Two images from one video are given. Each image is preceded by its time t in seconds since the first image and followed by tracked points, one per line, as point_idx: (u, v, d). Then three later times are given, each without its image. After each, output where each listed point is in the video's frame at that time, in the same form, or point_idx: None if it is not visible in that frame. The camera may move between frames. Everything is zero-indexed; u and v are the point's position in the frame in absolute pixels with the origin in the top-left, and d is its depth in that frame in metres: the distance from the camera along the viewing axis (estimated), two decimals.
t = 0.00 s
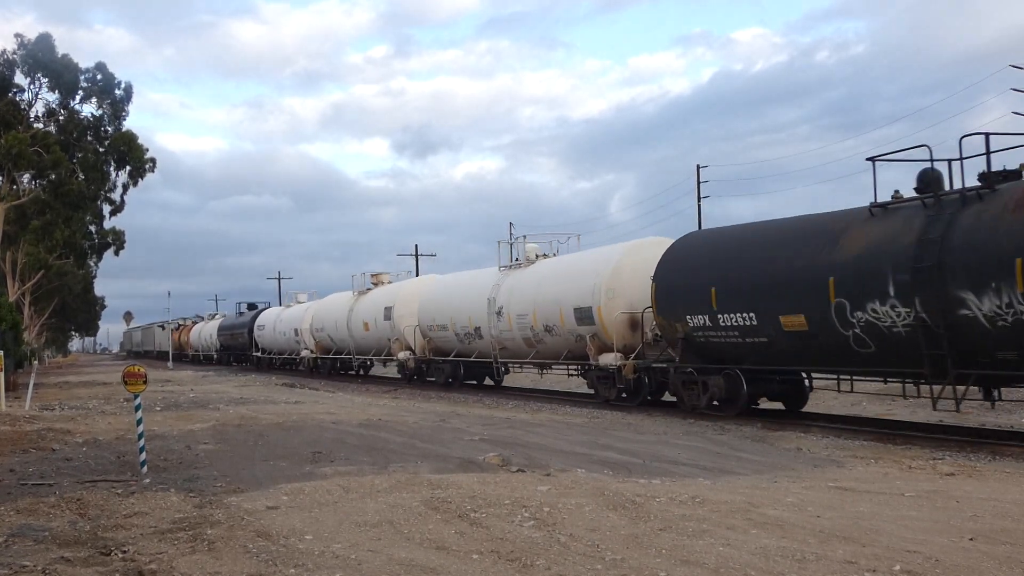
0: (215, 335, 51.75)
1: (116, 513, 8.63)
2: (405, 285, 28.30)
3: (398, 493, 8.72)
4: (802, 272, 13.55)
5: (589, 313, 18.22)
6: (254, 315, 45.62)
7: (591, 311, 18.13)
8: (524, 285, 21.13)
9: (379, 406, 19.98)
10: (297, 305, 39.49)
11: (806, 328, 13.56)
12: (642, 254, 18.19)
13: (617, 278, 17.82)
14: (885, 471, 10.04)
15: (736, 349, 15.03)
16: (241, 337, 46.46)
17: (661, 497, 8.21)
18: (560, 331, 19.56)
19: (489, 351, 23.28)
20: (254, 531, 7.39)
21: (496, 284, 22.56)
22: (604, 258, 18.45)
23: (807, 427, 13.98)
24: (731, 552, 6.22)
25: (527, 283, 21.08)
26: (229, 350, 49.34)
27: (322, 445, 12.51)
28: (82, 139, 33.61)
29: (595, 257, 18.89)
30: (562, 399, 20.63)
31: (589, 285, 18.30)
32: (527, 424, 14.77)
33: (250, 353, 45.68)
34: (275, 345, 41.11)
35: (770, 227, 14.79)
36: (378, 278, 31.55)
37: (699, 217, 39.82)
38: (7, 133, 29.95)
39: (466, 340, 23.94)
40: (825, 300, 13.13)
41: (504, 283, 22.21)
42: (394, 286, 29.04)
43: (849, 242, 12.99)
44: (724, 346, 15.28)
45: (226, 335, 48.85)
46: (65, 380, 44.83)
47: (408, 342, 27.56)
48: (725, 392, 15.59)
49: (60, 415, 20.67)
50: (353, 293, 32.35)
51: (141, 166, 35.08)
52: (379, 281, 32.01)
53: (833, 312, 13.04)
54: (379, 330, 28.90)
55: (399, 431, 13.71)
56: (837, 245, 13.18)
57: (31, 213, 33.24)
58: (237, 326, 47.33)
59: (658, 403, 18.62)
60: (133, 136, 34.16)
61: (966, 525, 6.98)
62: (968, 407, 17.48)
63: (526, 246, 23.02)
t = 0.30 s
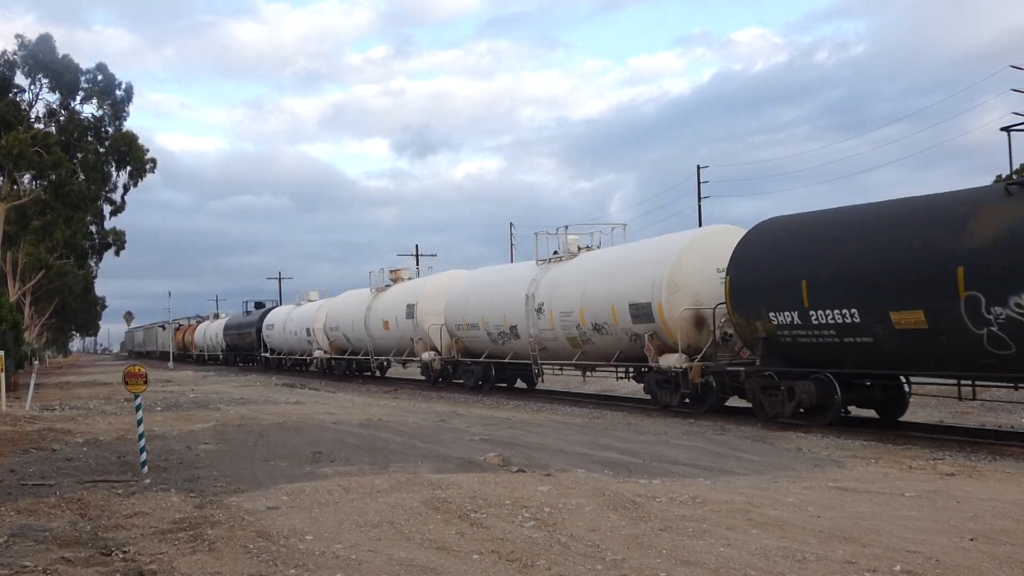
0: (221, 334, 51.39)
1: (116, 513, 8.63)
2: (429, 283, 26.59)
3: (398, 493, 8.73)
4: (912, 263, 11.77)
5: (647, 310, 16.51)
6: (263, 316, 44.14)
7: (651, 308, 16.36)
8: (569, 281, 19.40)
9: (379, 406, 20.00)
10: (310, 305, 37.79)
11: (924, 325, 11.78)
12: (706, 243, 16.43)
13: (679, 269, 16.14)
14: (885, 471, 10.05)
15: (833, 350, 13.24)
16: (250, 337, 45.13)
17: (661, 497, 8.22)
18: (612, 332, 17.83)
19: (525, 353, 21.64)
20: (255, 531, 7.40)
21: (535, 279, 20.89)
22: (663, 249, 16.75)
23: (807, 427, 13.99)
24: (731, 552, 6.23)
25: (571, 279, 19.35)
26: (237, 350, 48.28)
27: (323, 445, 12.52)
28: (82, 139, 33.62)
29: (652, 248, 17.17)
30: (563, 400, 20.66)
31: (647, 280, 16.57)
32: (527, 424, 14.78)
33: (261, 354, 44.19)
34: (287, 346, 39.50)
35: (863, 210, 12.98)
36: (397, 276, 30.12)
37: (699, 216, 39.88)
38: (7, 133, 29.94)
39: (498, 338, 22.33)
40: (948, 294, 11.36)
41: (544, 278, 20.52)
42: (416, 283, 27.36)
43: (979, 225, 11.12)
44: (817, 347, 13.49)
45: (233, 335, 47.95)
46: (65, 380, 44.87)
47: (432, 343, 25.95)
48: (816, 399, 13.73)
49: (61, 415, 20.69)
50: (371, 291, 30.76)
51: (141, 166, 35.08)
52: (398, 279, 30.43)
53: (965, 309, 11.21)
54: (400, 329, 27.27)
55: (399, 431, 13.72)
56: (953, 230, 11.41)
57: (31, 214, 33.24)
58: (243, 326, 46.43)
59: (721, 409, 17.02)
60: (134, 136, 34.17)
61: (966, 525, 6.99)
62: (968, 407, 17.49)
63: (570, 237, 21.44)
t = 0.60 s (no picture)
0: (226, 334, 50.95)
1: (116, 513, 8.63)
2: (455, 278, 24.87)
3: (398, 493, 8.73)
4: (959, 259, 11.03)
5: (719, 308, 14.83)
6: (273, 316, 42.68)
7: (724, 305, 14.67)
8: (620, 274, 17.68)
9: (379, 406, 20.00)
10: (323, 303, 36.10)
11: None
12: (786, 231, 14.70)
13: (757, 259, 14.46)
14: (884, 471, 10.05)
15: (966, 351, 11.28)
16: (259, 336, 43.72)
17: (661, 497, 8.22)
18: (674, 330, 16.15)
19: (567, 354, 20.04)
20: (254, 531, 7.39)
21: (579, 273, 19.15)
22: (734, 238, 15.04)
23: (807, 426, 13.99)
24: (731, 552, 6.22)
25: (624, 272, 17.63)
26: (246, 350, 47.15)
27: (323, 445, 12.52)
28: (82, 139, 33.63)
29: (720, 237, 15.43)
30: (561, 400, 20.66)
31: (719, 273, 14.89)
32: (527, 424, 14.77)
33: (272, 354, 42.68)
34: (301, 346, 37.95)
35: (914, 203, 12.06)
36: (418, 271, 28.56)
37: (698, 216, 39.90)
38: (7, 133, 29.93)
39: (536, 337, 20.65)
40: (1001, 292, 10.61)
41: (590, 272, 18.77)
42: (441, 278, 25.64)
43: None
44: (940, 348, 11.60)
45: (241, 334, 46.99)
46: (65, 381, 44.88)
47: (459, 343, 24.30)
48: (937, 408, 11.79)
49: (61, 415, 20.70)
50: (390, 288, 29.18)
51: (141, 166, 35.07)
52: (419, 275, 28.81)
53: None
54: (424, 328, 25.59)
55: (399, 431, 13.72)
56: (1003, 221, 10.70)
57: (31, 214, 33.24)
58: (250, 325, 45.38)
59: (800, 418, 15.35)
60: (134, 136, 34.16)
61: (966, 525, 6.98)
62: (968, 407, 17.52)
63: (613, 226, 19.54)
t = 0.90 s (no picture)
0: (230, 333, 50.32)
1: (116, 513, 8.62)
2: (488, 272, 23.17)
3: (398, 493, 8.72)
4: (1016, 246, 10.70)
5: (812, 303, 13.12)
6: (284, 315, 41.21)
7: (821, 299, 12.93)
8: (686, 266, 15.97)
9: (379, 406, 19.99)
10: (339, 300, 34.44)
11: None
12: (891, 216, 12.91)
13: (858, 249, 12.67)
14: (885, 471, 10.04)
15: None
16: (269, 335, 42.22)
17: (661, 497, 8.21)
18: (754, 328, 14.43)
19: (619, 355, 18.37)
20: (254, 531, 7.39)
21: (637, 265, 17.40)
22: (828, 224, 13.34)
23: (807, 426, 13.99)
24: (731, 552, 6.22)
25: (689, 263, 15.97)
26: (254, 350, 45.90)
27: (322, 445, 12.51)
28: (82, 139, 33.65)
29: (813, 223, 13.68)
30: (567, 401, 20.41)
31: (812, 263, 13.18)
32: (527, 424, 14.77)
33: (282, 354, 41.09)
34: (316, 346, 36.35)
35: (982, 216, 11.25)
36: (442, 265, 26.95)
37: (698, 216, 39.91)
38: (7, 133, 29.90)
39: (583, 336, 18.94)
40: None
41: (650, 263, 17.07)
42: (471, 272, 23.92)
43: None
44: None
45: (248, 334, 45.86)
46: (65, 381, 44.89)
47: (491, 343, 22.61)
48: None
49: (60, 415, 20.69)
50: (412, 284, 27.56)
51: (141, 166, 35.04)
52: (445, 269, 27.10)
53: None
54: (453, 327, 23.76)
55: (399, 431, 13.71)
56: None
57: (31, 213, 33.23)
58: (257, 324, 44.13)
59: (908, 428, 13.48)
60: (134, 136, 34.14)
61: (966, 525, 6.99)
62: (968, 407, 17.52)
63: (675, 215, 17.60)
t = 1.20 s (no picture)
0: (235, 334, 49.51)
1: (116, 513, 8.63)
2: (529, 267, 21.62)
3: (398, 493, 8.73)
4: None
5: (933, 295, 11.58)
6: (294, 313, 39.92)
7: (946, 291, 11.38)
8: (769, 257, 14.42)
9: (378, 406, 20.01)
10: (357, 297, 32.88)
11: None
12: None
13: (991, 230, 11.07)
14: (885, 471, 10.05)
15: None
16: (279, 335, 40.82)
17: (661, 497, 8.21)
18: (856, 325, 12.88)
19: (683, 355, 16.80)
20: (254, 531, 7.39)
21: (707, 256, 15.86)
22: (944, 205, 11.77)
23: (807, 426, 14.00)
24: (731, 552, 6.22)
25: (771, 253, 14.44)
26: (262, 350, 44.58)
27: (322, 445, 12.52)
28: (82, 139, 33.68)
29: (927, 204, 12.10)
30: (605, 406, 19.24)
31: (928, 250, 11.63)
32: (527, 424, 14.79)
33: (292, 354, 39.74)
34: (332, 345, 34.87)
35: None
36: (470, 260, 25.30)
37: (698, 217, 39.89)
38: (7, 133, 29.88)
39: (639, 333, 17.43)
40: None
41: (722, 254, 15.55)
42: (510, 267, 22.35)
43: None
44: None
45: (255, 333, 44.57)
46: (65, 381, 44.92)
47: (531, 343, 21.04)
48: None
49: (60, 415, 20.71)
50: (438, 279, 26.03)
51: (141, 166, 35.03)
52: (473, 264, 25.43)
53: None
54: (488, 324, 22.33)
55: (399, 431, 13.72)
56: None
57: (31, 213, 33.23)
58: (266, 324, 42.88)
59: None
60: (134, 136, 34.15)
61: (967, 525, 6.99)
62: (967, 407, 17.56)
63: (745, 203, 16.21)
